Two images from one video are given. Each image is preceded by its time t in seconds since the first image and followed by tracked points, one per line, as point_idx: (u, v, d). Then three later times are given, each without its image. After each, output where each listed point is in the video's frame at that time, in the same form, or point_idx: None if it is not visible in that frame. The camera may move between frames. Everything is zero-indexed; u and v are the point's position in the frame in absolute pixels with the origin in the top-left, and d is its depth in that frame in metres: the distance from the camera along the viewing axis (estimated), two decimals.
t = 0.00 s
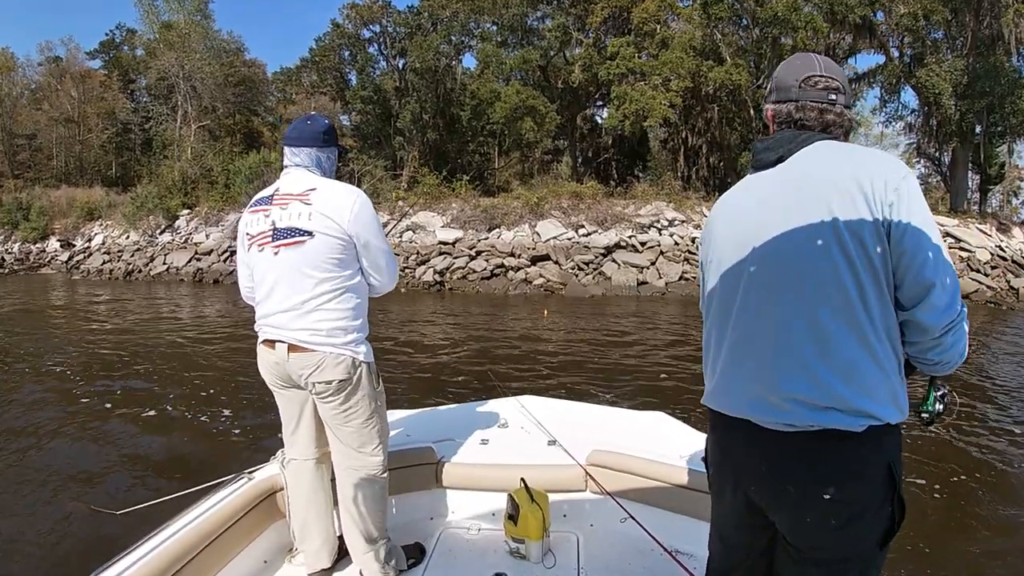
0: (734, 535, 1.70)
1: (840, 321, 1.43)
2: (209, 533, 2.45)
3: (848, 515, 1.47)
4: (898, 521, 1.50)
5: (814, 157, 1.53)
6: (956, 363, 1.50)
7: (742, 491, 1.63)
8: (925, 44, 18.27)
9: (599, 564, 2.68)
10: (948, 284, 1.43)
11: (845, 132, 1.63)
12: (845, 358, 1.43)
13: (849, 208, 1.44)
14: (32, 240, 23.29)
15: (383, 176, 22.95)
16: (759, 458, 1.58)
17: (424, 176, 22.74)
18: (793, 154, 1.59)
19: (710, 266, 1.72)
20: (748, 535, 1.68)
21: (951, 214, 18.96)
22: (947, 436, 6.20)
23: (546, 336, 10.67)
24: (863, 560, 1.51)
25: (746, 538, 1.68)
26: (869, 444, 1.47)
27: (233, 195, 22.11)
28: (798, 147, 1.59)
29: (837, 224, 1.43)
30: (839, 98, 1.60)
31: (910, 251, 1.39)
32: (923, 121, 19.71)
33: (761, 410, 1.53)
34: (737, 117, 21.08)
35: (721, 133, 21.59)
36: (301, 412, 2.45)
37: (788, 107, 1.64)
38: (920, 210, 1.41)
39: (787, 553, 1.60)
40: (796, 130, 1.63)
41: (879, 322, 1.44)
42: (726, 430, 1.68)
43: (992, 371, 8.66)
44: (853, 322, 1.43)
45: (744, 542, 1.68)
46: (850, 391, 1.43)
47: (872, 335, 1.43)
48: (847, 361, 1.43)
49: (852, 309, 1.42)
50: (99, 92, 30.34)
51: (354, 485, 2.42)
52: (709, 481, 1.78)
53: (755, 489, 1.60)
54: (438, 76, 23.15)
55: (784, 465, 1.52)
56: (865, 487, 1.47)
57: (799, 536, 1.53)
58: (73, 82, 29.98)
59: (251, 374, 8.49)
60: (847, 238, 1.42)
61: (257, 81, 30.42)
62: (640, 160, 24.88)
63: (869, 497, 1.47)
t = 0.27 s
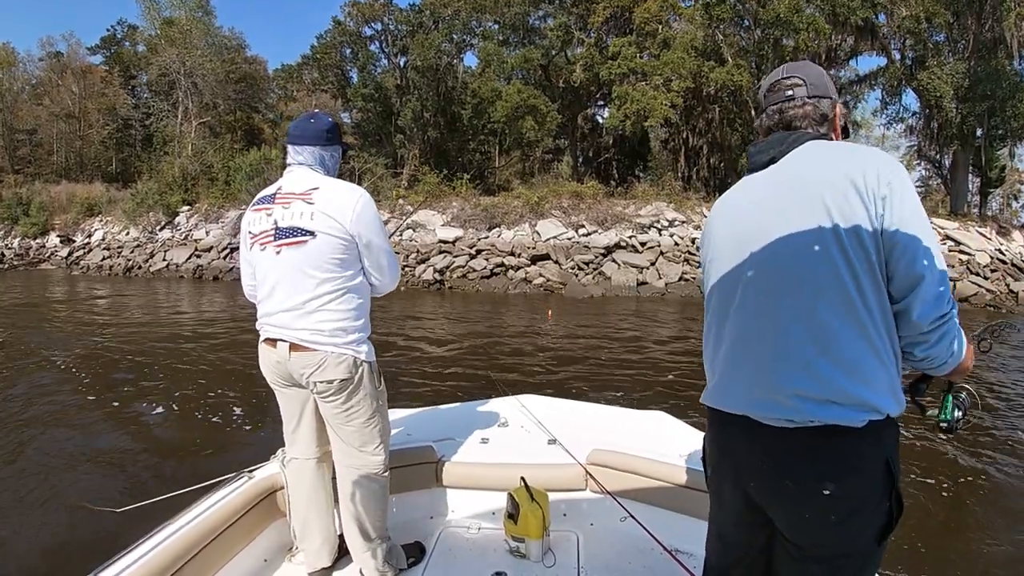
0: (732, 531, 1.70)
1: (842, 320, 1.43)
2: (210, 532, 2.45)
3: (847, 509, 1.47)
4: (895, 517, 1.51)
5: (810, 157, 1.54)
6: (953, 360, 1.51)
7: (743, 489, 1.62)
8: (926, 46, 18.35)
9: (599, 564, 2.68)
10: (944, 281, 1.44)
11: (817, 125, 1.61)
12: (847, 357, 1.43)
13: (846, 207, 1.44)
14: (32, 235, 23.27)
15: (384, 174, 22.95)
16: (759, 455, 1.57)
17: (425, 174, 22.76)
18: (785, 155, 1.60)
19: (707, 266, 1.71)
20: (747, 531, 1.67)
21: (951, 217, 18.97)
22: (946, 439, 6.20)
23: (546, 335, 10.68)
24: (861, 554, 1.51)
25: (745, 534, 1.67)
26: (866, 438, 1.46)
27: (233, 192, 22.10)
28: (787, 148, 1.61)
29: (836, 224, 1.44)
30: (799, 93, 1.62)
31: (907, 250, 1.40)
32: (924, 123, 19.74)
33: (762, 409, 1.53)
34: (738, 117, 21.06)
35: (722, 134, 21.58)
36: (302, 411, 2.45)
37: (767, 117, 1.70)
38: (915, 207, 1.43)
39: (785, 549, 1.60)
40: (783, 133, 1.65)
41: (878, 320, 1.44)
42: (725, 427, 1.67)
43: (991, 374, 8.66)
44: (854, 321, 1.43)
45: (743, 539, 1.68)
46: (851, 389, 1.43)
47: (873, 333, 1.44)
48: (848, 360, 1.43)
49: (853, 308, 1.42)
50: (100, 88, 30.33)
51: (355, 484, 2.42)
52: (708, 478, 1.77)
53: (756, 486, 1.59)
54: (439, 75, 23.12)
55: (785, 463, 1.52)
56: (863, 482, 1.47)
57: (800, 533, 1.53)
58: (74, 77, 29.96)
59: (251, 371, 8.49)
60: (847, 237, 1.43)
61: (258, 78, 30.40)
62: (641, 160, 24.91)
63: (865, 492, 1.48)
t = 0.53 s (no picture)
0: (725, 525, 1.71)
1: (828, 323, 1.44)
2: (209, 530, 2.45)
3: (832, 504, 1.47)
4: (883, 514, 1.49)
5: (800, 157, 1.53)
6: (945, 358, 1.50)
7: (733, 485, 1.64)
8: (927, 49, 18.43)
9: (598, 563, 2.68)
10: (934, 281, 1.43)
11: (810, 121, 1.60)
12: (834, 357, 1.44)
13: (834, 208, 1.44)
14: (32, 233, 23.26)
15: (384, 173, 22.96)
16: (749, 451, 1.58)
17: (425, 174, 22.79)
18: (776, 155, 1.60)
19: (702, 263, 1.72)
20: (740, 525, 1.67)
21: (951, 219, 18.97)
22: (945, 441, 6.20)
23: (546, 335, 10.68)
24: (848, 550, 1.50)
25: (737, 528, 1.68)
26: (849, 435, 1.46)
27: (233, 190, 22.09)
28: (780, 147, 1.60)
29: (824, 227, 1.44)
30: (792, 88, 1.61)
31: (896, 251, 1.39)
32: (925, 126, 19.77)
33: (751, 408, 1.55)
34: (739, 119, 21.05)
35: (722, 135, 21.56)
36: (301, 408, 2.45)
37: (764, 114, 1.71)
38: (906, 207, 1.41)
39: (776, 545, 1.60)
40: (778, 132, 1.65)
41: (865, 322, 1.45)
42: (717, 423, 1.68)
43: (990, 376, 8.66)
44: (841, 324, 1.43)
45: (736, 533, 1.68)
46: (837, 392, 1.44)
47: (860, 335, 1.44)
48: (837, 362, 1.44)
49: (838, 311, 1.43)
50: (101, 86, 30.34)
51: (354, 482, 2.42)
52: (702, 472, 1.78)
53: (744, 480, 1.60)
54: (439, 74, 23.10)
55: (773, 461, 1.53)
56: (849, 478, 1.47)
57: (788, 529, 1.54)
58: (75, 75, 29.96)
59: (250, 370, 8.49)
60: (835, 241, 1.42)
61: (259, 77, 30.38)
62: (641, 161, 24.93)
63: (851, 489, 1.47)
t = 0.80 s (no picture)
0: (716, 524, 1.70)
1: (820, 326, 1.44)
2: (206, 525, 2.45)
3: (823, 504, 1.47)
4: (872, 515, 1.50)
5: (796, 158, 1.52)
6: (936, 363, 1.51)
7: (722, 484, 1.63)
8: (927, 50, 18.42)
9: (594, 563, 2.68)
10: (925, 287, 1.43)
11: (807, 120, 1.60)
12: (824, 361, 1.44)
13: (828, 212, 1.43)
14: (32, 234, 23.28)
15: (384, 174, 22.99)
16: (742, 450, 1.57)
17: (425, 176, 22.84)
18: (772, 155, 1.59)
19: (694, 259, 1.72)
20: (734, 526, 1.66)
21: (951, 220, 18.97)
22: (945, 443, 6.20)
23: (546, 336, 10.69)
24: (838, 550, 1.50)
25: (730, 527, 1.67)
26: (838, 435, 1.46)
27: (233, 191, 22.09)
28: (776, 147, 1.60)
29: (818, 230, 1.43)
30: (791, 87, 1.61)
31: (889, 257, 1.39)
32: (925, 126, 19.81)
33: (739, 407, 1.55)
34: (739, 120, 21.04)
35: (722, 136, 21.55)
36: (298, 404, 2.45)
37: (762, 111, 1.70)
38: (900, 214, 1.41)
39: (767, 544, 1.60)
40: (775, 131, 1.65)
41: (855, 327, 1.45)
42: (708, 422, 1.67)
43: (990, 377, 8.66)
44: (833, 329, 1.43)
45: (727, 533, 1.68)
46: (826, 396, 1.44)
47: (849, 339, 1.44)
48: (827, 366, 1.44)
49: (830, 316, 1.43)
50: (101, 87, 30.36)
51: (349, 480, 2.41)
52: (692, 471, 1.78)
53: (736, 481, 1.59)
54: (439, 75, 23.10)
55: (762, 461, 1.53)
56: (839, 479, 1.47)
57: (777, 529, 1.54)
58: (75, 76, 30.00)
59: (250, 371, 8.49)
60: (829, 245, 1.42)
61: (258, 78, 30.40)
62: (641, 162, 24.99)
63: (841, 490, 1.47)
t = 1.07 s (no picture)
0: (710, 528, 1.68)
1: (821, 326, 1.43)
2: (204, 523, 2.45)
3: (825, 510, 1.47)
4: (868, 518, 1.50)
5: (795, 158, 1.51)
6: (930, 367, 1.52)
7: (718, 486, 1.62)
8: (925, 48, 18.41)
9: (592, 563, 2.67)
10: (923, 291, 1.44)
11: (801, 117, 1.59)
12: (823, 362, 1.44)
13: (830, 212, 1.42)
14: (32, 238, 23.30)
15: (384, 176, 22.99)
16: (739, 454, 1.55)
17: (425, 177, 22.88)
18: (768, 155, 1.57)
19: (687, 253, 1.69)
20: (732, 531, 1.64)
21: (951, 217, 18.97)
22: (946, 442, 6.18)
23: (546, 337, 10.67)
24: (835, 555, 1.50)
25: (726, 532, 1.65)
26: (838, 441, 1.46)
27: (233, 194, 22.12)
28: (771, 144, 1.59)
29: (821, 229, 1.41)
30: (784, 82, 1.60)
31: (891, 260, 1.39)
32: (924, 124, 19.80)
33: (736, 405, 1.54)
34: (738, 119, 21.02)
35: (721, 136, 21.52)
36: (294, 403, 2.45)
37: (755, 106, 1.69)
38: (900, 216, 1.41)
39: (764, 548, 1.59)
40: (768, 127, 1.63)
41: (855, 327, 1.44)
42: (705, 425, 1.65)
43: (991, 375, 8.65)
44: (834, 333, 1.43)
45: (722, 536, 1.66)
46: (825, 397, 1.43)
47: (849, 341, 1.44)
48: (827, 372, 1.43)
49: (833, 323, 1.42)
50: (100, 91, 30.38)
51: (346, 479, 2.41)
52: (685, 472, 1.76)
53: (736, 487, 1.57)
54: (439, 77, 23.11)
55: (760, 463, 1.52)
56: (840, 484, 1.47)
57: (775, 533, 1.53)
58: (74, 80, 30.05)
59: (249, 373, 8.49)
60: (831, 245, 1.41)
61: (258, 81, 30.44)
62: (641, 162, 25.01)
63: (841, 496, 1.47)
